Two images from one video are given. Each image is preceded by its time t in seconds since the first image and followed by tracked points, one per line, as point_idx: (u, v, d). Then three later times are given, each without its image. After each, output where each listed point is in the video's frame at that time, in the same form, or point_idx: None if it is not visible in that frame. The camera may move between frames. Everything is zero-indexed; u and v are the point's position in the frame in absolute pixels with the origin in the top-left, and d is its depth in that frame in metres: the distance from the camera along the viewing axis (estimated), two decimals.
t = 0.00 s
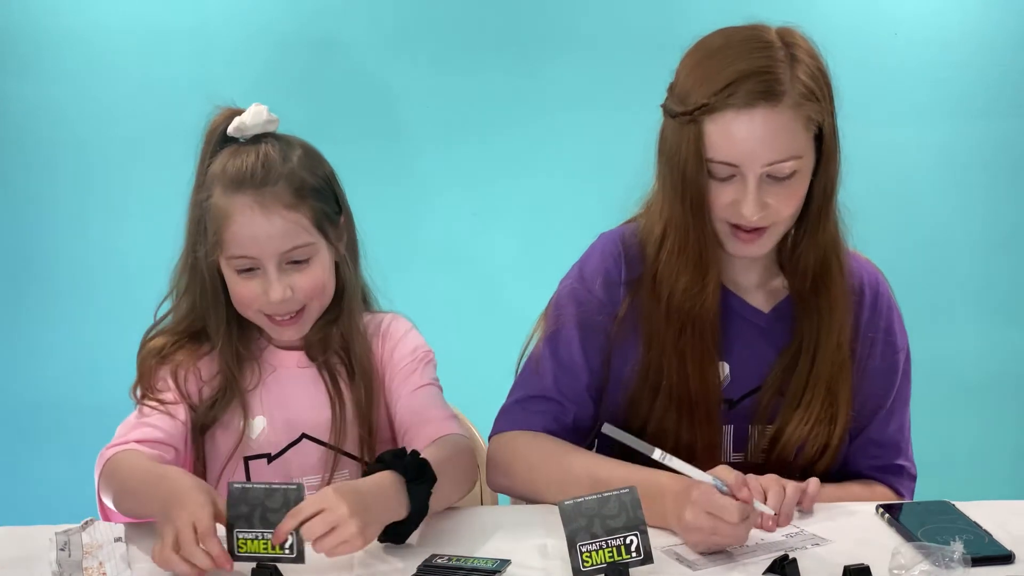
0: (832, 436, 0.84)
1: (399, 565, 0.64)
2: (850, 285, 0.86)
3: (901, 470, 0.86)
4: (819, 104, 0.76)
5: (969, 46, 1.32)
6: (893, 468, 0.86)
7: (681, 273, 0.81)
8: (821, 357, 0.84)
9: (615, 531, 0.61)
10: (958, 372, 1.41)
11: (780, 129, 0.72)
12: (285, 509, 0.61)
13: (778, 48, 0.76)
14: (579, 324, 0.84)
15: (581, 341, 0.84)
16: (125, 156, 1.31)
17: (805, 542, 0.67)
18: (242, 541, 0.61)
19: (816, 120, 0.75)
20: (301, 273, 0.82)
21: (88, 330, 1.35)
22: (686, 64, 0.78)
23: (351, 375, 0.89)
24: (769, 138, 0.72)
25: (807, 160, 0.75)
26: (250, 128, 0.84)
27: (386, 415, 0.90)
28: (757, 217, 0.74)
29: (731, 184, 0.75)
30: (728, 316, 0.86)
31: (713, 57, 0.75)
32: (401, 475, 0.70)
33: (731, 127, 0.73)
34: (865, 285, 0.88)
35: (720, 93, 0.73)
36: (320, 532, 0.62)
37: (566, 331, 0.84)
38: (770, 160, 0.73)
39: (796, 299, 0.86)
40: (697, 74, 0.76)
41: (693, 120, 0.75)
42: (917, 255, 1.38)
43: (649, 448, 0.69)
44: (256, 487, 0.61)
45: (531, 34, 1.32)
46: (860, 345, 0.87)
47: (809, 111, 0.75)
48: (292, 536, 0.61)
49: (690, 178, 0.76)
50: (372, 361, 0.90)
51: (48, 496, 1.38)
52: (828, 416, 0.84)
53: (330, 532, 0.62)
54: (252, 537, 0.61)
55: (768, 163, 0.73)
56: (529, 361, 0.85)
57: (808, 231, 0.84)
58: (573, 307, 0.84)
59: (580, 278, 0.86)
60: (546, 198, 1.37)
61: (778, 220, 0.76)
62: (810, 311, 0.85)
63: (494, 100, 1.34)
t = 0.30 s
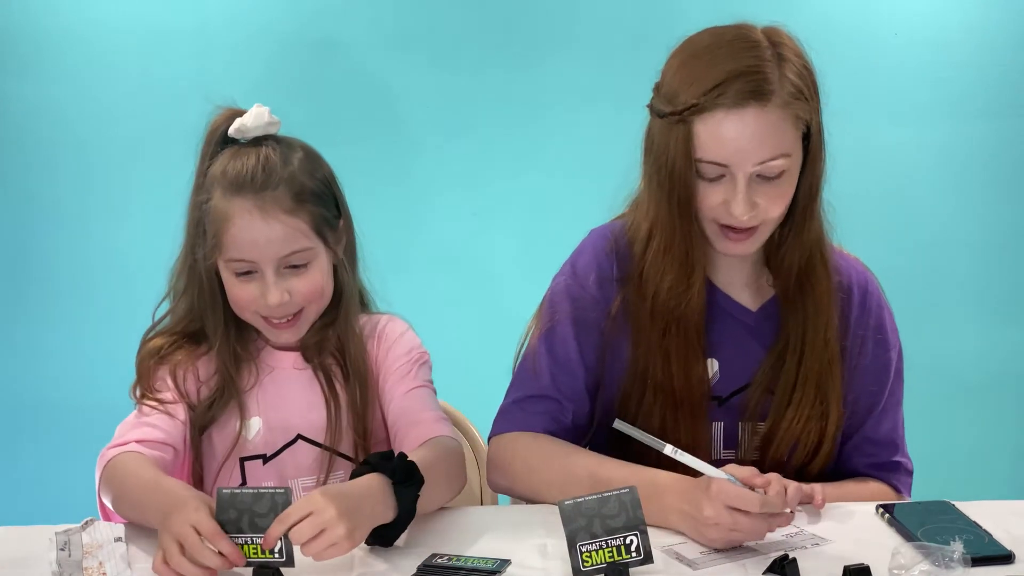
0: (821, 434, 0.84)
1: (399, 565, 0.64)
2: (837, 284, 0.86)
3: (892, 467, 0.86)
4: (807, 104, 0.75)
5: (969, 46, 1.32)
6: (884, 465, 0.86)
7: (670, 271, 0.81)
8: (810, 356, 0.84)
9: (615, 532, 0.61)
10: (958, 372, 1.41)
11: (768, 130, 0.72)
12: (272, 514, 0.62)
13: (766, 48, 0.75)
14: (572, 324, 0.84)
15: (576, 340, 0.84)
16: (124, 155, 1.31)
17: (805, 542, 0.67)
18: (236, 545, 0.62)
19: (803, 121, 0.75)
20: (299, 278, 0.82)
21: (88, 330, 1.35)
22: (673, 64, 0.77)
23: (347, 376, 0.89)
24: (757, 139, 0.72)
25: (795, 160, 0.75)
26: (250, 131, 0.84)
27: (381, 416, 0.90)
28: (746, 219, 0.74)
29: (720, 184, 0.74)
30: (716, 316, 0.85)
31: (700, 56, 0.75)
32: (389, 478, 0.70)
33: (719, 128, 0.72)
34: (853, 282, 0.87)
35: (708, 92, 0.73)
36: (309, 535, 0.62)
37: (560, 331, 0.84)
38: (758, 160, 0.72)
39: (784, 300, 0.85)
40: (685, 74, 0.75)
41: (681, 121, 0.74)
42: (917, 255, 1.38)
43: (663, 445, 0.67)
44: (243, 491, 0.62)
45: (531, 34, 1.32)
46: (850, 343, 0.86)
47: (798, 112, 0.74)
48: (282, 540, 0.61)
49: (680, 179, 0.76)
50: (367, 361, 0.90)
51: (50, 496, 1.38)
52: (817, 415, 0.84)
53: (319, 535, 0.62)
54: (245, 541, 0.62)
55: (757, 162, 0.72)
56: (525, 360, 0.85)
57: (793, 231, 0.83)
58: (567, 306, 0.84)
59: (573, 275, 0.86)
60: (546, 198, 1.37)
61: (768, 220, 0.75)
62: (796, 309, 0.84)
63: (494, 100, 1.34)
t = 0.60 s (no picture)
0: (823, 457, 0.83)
1: (400, 565, 0.64)
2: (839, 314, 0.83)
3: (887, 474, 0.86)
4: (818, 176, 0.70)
5: (969, 46, 1.32)
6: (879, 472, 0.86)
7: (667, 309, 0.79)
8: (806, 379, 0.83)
9: (614, 532, 0.61)
10: (958, 372, 1.41)
11: (780, 214, 0.68)
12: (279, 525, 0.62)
13: (782, 120, 0.69)
14: (571, 328, 0.84)
15: (575, 344, 0.84)
16: (124, 155, 1.31)
17: (804, 542, 0.67)
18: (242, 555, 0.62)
19: (813, 193, 0.71)
20: (296, 279, 0.82)
21: (88, 330, 1.35)
22: (680, 131, 0.70)
23: (345, 376, 0.89)
24: (770, 222, 0.67)
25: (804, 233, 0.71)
26: (247, 133, 0.84)
27: (380, 417, 0.90)
28: (752, 292, 0.71)
29: (725, 259, 0.71)
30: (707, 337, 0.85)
31: (712, 130, 0.68)
32: (391, 482, 0.70)
33: (731, 213, 0.67)
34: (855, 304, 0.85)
35: (722, 177, 0.67)
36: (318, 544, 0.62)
37: (559, 334, 0.84)
38: (768, 242, 0.68)
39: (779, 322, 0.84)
40: (694, 148, 0.69)
41: (690, 200, 0.69)
42: (916, 255, 1.38)
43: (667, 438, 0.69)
44: (250, 501, 0.62)
45: (531, 34, 1.32)
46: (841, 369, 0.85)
47: (808, 186, 0.70)
48: (290, 550, 0.61)
49: (686, 249, 0.72)
50: (366, 363, 0.90)
51: (50, 496, 1.38)
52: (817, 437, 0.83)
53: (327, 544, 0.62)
54: (251, 551, 0.61)
55: (767, 243, 0.68)
56: (524, 362, 0.85)
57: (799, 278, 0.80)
58: (567, 309, 0.84)
59: (577, 279, 0.85)
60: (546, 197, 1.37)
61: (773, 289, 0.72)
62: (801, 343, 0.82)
63: (495, 99, 1.34)
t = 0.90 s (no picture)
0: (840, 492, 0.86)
1: (399, 565, 0.64)
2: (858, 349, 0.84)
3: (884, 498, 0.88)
4: (834, 246, 0.72)
5: (968, 47, 1.32)
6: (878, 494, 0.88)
7: (677, 364, 0.80)
8: (827, 417, 0.86)
9: (614, 533, 0.61)
10: (959, 371, 1.41)
11: (795, 287, 0.69)
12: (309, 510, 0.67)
13: (797, 190, 0.70)
14: (573, 335, 0.84)
15: (576, 350, 0.84)
16: (124, 156, 1.31)
17: (805, 542, 0.68)
18: (241, 554, 0.62)
19: (829, 262, 0.72)
20: (298, 285, 0.82)
21: (88, 330, 1.35)
22: (698, 199, 0.72)
23: (342, 373, 0.89)
24: (786, 295, 0.69)
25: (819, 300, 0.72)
26: (244, 137, 0.83)
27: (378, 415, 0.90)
28: (766, 358, 0.73)
29: (740, 324, 0.73)
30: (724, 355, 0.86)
31: (728, 201, 0.70)
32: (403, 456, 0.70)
33: (745, 285, 0.69)
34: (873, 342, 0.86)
35: (736, 249, 0.68)
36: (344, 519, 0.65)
37: (562, 340, 0.84)
38: (782, 312, 0.70)
39: (795, 362, 0.86)
40: (711, 218, 0.70)
41: (705, 269, 0.71)
42: (917, 255, 1.38)
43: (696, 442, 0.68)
44: (247, 504, 0.61)
45: (531, 33, 1.32)
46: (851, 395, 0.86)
47: (823, 257, 0.71)
48: (290, 547, 0.61)
49: (701, 314, 0.74)
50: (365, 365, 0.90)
51: (51, 496, 1.38)
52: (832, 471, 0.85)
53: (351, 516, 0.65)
54: (251, 551, 0.62)
55: (780, 313, 0.70)
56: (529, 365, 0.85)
57: (819, 331, 0.82)
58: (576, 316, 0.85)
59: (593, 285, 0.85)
60: (546, 197, 1.37)
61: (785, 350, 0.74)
62: (822, 387, 0.84)
63: (495, 99, 1.33)
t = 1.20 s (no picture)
0: (841, 495, 0.86)
1: (400, 565, 0.64)
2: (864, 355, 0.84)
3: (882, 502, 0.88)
4: (836, 254, 0.72)
5: (968, 47, 1.31)
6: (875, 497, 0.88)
7: (681, 366, 0.80)
8: (829, 421, 0.86)
9: (614, 534, 0.61)
10: (958, 372, 1.41)
11: (796, 294, 0.69)
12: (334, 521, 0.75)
13: (801, 197, 0.70)
14: (573, 336, 0.84)
15: (576, 351, 0.84)
16: (125, 156, 1.31)
17: (805, 542, 0.68)
18: (241, 554, 0.62)
19: (832, 268, 0.72)
20: (297, 296, 0.83)
21: (89, 330, 1.35)
22: (700, 205, 0.72)
23: (341, 377, 0.91)
24: (787, 302, 0.69)
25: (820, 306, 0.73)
26: (239, 150, 0.82)
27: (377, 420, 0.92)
28: (765, 362, 0.74)
29: (740, 329, 0.73)
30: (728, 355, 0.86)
31: (730, 207, 0.70)
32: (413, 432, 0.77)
33: (747, 292, 0.69)
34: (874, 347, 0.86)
35: (738, 256, 0.68)
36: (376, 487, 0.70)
37: (562, 341, 0.84)
38: (782, 318, 0.70)
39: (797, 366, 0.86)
40: (713, 225, 0.70)
41: (707, 275, 0.71)
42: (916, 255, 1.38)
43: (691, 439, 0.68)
44: (247, 504, 0.62)
45: (531, 33, 1.32)
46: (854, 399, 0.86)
47: (825, 264, 0.71)
48: (290, 547, 0.62)
49: (701, 319, 0.74)
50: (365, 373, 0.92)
51: (51, 496, 1.38)
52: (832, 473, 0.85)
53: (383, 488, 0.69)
54: (251, 551, 0.62)
55: (781, 319, 0.70)
56: (529, 367, 0.85)
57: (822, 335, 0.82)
58: (574, 319, 0.85)
59: (592, 288, 0.86)
60: (546, 197, 1.37)
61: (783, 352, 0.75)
62: (825, 392, 0.84)
63: (495, 99, 1.33)
